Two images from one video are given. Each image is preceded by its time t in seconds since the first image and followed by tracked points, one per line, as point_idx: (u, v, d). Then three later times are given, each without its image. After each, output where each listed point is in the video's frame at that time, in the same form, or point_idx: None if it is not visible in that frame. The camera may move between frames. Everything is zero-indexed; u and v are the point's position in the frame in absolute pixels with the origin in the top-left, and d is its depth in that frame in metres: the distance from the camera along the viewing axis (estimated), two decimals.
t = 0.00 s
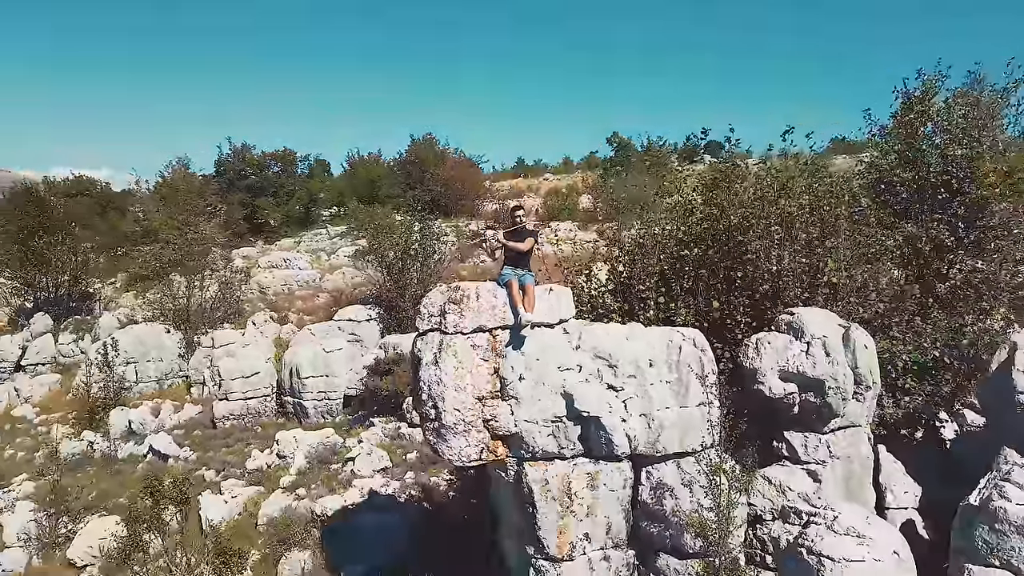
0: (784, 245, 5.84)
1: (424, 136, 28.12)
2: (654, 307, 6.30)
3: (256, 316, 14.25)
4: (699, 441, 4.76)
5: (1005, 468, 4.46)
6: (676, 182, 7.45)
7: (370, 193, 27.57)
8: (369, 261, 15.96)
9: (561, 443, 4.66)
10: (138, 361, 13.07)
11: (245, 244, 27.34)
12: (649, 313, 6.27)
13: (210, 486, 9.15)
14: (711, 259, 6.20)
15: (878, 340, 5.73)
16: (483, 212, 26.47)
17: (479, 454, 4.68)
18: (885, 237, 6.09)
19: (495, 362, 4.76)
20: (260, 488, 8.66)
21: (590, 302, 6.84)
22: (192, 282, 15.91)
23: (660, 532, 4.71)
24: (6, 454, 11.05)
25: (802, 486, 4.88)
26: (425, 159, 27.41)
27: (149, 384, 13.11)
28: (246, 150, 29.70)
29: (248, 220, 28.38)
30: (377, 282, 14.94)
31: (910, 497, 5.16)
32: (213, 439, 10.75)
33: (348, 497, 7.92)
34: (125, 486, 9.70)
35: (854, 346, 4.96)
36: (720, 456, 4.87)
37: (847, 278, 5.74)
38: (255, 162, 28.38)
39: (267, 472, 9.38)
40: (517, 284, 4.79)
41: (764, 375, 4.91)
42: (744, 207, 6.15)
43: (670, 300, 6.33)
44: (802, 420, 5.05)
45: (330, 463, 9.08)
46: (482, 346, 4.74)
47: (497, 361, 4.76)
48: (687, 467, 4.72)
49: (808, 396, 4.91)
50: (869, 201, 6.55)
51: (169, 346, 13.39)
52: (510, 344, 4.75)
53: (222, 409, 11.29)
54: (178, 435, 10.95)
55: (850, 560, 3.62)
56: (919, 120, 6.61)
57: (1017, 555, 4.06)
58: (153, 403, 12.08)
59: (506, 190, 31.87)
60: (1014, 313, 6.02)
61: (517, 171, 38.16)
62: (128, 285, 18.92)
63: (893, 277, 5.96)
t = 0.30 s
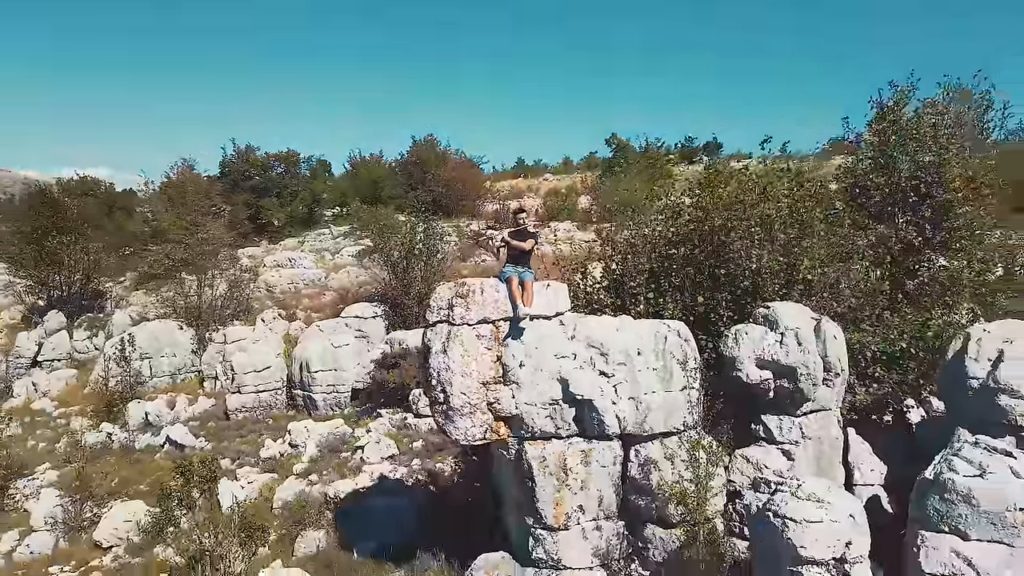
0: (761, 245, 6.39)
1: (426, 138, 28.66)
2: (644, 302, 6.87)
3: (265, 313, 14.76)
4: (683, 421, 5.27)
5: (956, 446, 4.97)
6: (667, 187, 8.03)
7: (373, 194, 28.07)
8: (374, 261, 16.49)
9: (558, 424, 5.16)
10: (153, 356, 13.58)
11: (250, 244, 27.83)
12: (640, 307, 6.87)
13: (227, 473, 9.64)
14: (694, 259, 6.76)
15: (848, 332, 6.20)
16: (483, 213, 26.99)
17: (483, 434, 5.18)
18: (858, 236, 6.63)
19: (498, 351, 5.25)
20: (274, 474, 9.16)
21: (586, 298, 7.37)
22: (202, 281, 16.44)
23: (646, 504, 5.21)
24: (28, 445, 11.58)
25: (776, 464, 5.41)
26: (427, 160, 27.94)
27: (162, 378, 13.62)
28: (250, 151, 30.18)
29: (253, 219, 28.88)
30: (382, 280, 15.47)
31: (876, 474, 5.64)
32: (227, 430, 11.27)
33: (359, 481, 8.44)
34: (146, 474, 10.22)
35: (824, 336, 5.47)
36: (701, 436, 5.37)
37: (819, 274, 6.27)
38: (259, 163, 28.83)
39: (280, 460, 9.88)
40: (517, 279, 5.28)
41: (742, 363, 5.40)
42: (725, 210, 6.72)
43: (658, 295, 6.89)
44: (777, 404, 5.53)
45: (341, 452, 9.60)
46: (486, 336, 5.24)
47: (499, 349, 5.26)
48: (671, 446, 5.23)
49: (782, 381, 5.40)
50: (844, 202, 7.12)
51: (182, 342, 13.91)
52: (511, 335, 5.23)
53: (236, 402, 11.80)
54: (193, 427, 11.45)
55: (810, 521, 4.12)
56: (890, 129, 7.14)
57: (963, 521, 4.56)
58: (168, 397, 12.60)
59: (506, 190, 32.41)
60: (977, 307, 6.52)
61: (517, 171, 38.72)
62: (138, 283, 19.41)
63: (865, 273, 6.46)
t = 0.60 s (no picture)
0: (742, 246, 6.98)
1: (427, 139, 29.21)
2: (635, 299, 7.43)
3: (274, 311, 15.28)
4: (667, 406, 5.80)
5: (913, 427, 5.48)
6: (658, 193, 8.62)
7: (376, 195, 28.59)
8: (379, 260, 17.04)
9: (554, 409, 5.68)
10: (166, 352, 14.10)
11: (254, 243, 28.35)
12: (631, 303, 7.42)
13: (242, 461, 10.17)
14: (682, 259, 7.37)
15: (822, 325, 6.70)
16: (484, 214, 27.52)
17: (487, 418, 5.71)
18: (830, 237, 7.30)
19: (500, 342, 5.76)
20: (287, 462, 9.68)
21: (582, 295, 7.90)
22: (212, 280, 16.97)
23: (634, 482, 5.73)
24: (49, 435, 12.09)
25: (753, 445, 5.95)
26: (429, 161, 28.46)
27: (175, 373, 14.14)
28: (255, 152, 30.71)
29: (257, 220, 29.39)
30: (386, 280, 16.02)
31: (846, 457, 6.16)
32: (240, 422, 11.78)
33: (368, 468, 8.97)
34: (164, 464, 10.75)
35: (798, 329, 5.92)
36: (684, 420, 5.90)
37: (795, 273, 6.82)
38: (263, 164, 29.32)
39: (292, 450, 10.40)
40: (518, 276, 5.77)
41: (722, 354, 5.92)
42: (709, 214, 7.30)
43: (648, 292, 7.46)
44: (755, 391, 6.05)
45: (349, 442, 10.12)
46: (489, 329, 5.76)
47: (501, 341, 5.77)
48: (657, 429, 5.74)
49: (759, 371, 5.92)
50: (821, 206, 7.73)
51: (194, 339, 14.41)
52: (512, 328, 5.75)
53: (247, 396, 12.29)
54: (207, 419, 11.97)
55: (779, 492, 4.66)
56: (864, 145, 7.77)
57: (916, 493, 5.11)
58: (182, 390, 13.10)
59: (506, 191, 32.94)
60: (943, 303, 7.04)
61: (517, 172, 39.34)
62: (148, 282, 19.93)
63: (839, 270, 7.01)
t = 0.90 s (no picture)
0: (725, 247, 7.49)
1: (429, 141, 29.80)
2: (626, 296, 7.97)
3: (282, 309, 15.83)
4: (655, 394, 6.33)
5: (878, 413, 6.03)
6: (648, 197, 9.16)
7: (379, 195, 29.14)
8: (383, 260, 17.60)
9: (551, 396, 6.21)
10: (179, 349, 14.65)
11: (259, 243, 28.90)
12: (622, 300, 7.96)
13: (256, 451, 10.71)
14: (671, 260, 7.85)
15: (799, 321, 7.23)
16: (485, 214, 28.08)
17: (490, 404, 6.24)
18: (808, 240, 7.86)
19: (501, 335, 6.30)
20: (300, 451, 10.22)
21: (578, 293, 8.45)
22: (222, 279, 17.55)
23: (624, 463, 6.26)
24: (70, 427, 12.65)
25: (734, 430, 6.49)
26: (430, 163, 29.03)
27: (188, 369, 14.68)
28: (259, 154, 31.26)
29: (262, 220, 29.93)
30: (391, 279, 16.61)
31: (820, 441, 6.69)
32: (253, 415, 12.32)
33: (377, 456, 9.51)
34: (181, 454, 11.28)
35: (776, 324, 6.49)
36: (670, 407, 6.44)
37: (774, 273, 7.38)
38: (267, 165, 29.86)
39: (303, 440, 10.93)
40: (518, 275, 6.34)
41: (705, 345, 6.44)
42: (695, 218, 7.85)
43: (638, 290, 7.99)
44: (736, 380, 6.59)
45: (358, 432, 10.66)
46: (492, 323, 6.30)
47: (503, 334, 6.31)
48: (646, 414, 6.28)
49: (740, 361, 6.45)
50: (798, 211, 8.34)
51: (206, 336, 14.96)
52: (512, 323, 6.30)
53: (259, 390, 12.82)
54: (221, 412, 12.51)
55: (752, 467, 5.24)
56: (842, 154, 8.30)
57: (876, 471, 5.69)
58: (195, 385, 13.66)
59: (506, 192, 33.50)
60: (912, 301, 7.60)
61: (517, 171, 39.99)
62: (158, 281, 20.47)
63: (813, 271, 7.62)
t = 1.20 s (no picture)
0: (711, 248, 8.06)
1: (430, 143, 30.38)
2: (620, 293, 8.54)
3: (291, 307, 16.40)
4: (644, 382, 6.93)
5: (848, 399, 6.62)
6: (641, 202, 9.73)
7: (381, 196, 29.73)
8: (388, 260, 18.18)
9: (549, 384, 6.77)
10: (192, 345, 15.22)
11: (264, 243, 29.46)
12: (616, 297, 8.54)
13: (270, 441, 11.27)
14: (660, 260, 8.39)
15: (780, 316, 7.80)
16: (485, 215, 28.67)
17: (492, 392, 6.80)
18: (787, 241, 8.47)
19: (503, 329, 6.84)
20: (312, 441, 10.79)
21: (574, 291, 9.03)
22: (232, 278, 18.13)
23: (616, 447, 6.95)
24: (89, 419, 13.22)
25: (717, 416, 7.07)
26: (432, 164, 29.61)
27: (200, 365, 15.25)
28: (264, 155, 31.82)
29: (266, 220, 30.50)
30: (396, 279, 17.19)
31: (797, 426, 7.31)
32: (265, 408, 12.91)
33: (386, 445, 10.08)
34: (197, 445, 11.87)
35: (756, 318, 6.99)
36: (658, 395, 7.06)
37: (756, 273, 7.96)
38: (272, 166, 30.41)
39: (314, 431, 11.50)
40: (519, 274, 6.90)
41: (690, 339, 6.98)
42: (683, 222, 8.44)
43: (630, 288, 8.55)
44: (719, 370, 7.16)
45: (366, 424, 11.24)
46: (495, 318, 6.85)
47: (504, 327, 6.85)
48: (636, 402, 6.91)
49: (722, 353, 7.00)
50: (779, 215, 8.94)
51: (218, 333, 15.53)
52: (513, 318, 6.85)
53: (270, 384, 13.39)
54: (234, 405, 13.08)
55: (729, 446, 5.82)
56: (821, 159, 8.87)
57: (844, 451, 6.28)
58: (208, 380, 14.22)
59: (507, 192, 34.07)
60: (885, 297, 8.17)
61: (516, 172, 40.59)
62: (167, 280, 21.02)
63: (792, 271, 8.23)
